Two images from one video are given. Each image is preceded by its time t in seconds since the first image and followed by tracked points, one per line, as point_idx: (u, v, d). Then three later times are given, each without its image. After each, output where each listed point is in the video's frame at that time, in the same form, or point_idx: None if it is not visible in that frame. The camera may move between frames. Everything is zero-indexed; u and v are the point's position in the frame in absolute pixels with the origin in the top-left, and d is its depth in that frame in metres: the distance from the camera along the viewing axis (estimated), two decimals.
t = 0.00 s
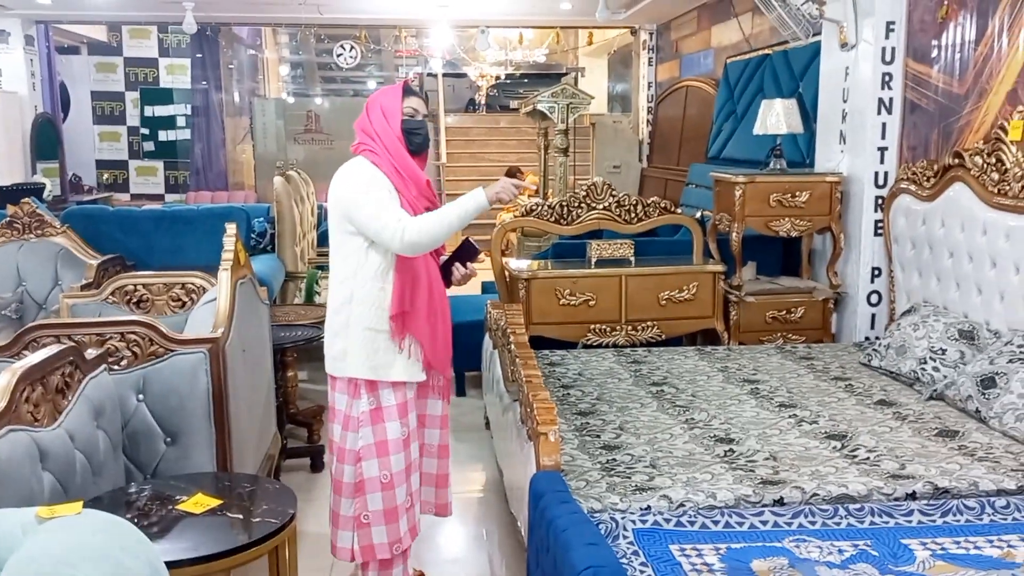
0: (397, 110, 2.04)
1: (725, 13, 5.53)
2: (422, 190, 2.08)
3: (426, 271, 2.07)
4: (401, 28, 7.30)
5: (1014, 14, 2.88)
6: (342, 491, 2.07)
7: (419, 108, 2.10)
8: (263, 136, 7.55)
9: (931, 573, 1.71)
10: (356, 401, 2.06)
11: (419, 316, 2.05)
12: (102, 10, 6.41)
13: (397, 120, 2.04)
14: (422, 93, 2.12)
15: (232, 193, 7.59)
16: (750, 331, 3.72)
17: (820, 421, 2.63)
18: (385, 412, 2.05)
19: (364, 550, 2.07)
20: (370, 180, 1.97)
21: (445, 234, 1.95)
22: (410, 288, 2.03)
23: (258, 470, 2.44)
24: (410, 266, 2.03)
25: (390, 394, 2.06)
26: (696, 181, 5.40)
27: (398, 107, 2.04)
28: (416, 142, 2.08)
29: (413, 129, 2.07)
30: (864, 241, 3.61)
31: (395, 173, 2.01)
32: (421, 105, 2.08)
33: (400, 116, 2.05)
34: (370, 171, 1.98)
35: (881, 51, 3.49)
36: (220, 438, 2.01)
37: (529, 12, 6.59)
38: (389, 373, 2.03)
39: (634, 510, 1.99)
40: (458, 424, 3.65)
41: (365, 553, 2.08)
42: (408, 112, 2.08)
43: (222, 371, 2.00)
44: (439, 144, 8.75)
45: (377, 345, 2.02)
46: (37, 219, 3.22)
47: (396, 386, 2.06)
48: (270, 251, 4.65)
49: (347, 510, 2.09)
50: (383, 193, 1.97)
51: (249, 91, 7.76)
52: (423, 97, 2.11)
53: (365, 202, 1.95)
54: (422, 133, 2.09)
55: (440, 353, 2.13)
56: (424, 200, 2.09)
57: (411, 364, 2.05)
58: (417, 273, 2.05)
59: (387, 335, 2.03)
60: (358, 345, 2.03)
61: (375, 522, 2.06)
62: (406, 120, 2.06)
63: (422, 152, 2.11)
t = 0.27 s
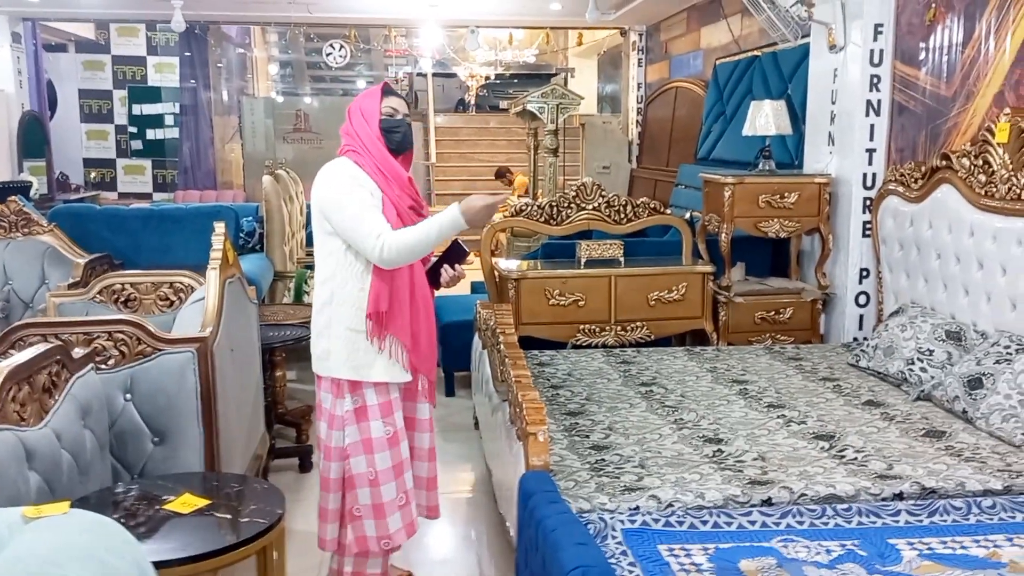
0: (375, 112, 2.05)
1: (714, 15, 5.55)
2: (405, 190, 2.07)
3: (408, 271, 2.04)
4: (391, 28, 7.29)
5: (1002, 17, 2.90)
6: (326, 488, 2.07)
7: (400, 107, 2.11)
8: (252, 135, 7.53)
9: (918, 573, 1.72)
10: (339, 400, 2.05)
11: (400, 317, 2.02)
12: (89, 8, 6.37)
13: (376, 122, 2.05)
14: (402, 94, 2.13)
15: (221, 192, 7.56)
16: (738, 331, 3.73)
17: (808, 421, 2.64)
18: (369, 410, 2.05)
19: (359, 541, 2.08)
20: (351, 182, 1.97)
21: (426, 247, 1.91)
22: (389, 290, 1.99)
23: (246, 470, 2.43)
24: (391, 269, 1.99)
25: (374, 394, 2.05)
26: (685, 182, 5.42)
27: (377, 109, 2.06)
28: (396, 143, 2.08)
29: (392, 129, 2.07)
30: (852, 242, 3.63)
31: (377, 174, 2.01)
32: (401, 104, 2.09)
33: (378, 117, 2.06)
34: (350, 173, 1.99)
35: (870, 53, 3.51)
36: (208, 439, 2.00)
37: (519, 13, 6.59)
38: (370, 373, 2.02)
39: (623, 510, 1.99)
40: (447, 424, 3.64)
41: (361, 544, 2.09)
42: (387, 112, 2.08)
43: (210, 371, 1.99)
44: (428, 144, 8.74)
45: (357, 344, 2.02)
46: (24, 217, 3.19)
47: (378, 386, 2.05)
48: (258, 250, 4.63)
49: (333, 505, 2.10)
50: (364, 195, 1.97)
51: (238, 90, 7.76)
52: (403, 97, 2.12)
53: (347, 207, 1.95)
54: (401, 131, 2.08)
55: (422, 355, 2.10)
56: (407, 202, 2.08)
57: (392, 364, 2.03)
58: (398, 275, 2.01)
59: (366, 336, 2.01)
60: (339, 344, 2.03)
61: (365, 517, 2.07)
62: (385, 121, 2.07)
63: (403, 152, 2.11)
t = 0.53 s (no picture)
0: (365, 114, 2.06)
1: (712, 17, 5.56)
2: (394, 190, 2.08)
3: (398, 271, 2.05)
4: (389, 29, 7.31)
5: (999, 20, 2.91)
6: (314, 485, 2.09)
7: (391, 108, 2.10)
8: (250, 135, 7.55)
9: None
10: (328, 400, 2.06)
11: (389, 317, 2.02)
12: (87, 9, 6.37)
13: (364, 123, 2.06)
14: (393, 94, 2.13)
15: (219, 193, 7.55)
16: (735, 333, 3.74)
17: (805, 424, 2.65)
18: (355, 410, 2.05)
19: (343, 540, 2.10)
20: (337, 183, 1.99)
21: (407, 245, 1.94)
22: (377, 290, 2.00)
23: (244, 472, 2.43)
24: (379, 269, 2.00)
25: (362, 394, 2.05)
26: (683, 184, 5.42)
27: (366, 109, 2.06)
28: (384, 145, 2.09)
29: (380, 131, 2.07)
30: (850, 244, 3.64)
31: (365, 174, 2.03)
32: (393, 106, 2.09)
33: (367, 117, 2.06)
34: (338, 174, 2.01)
35: (868, 55, 3.51)
36: (207, 441, 2.00)
37: (517, 14, 6.60)
38: (361, 372, 2.03)
39: (620, 512, 2.00)
40: (444, 425, 3.64)
41: (348, 542, 2.11)
42: (376, 115, 2.08)
43: (209, 372, 1.99)
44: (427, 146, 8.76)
45: (348, 345, 2.03)
46: (23, 218, 3.15)
47: (368, 386, 2.05)
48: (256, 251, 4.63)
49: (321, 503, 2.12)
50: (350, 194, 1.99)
51: (237, 91, 7.69)
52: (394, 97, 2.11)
53: (336, 209, 1.97)
54: (389, 132, 2.08)
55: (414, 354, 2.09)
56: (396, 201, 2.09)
57: (383, 365, 2.04)
58: (387, 275, 2.02)
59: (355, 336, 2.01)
60: (330, 345, 2.04)
61: (352, 515, 2.09)
62: (373, 122, 2.07)
63: (394, 152, 2.11)
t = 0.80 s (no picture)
0: (361, 117, 2.07)
1: (713, 19, 5.57)
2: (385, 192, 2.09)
3: (389, 271, 2.06)
4: (390, 31, 7.32)
5: (999, 23, 2.91)
6: (315, 489, 2.08)
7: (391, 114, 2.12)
8: (252, 136, 7.55)
9: None
10: (323, 402, 2.07)
11: (378, 318, 2.03)
12: (89, 10, 6.37)
13: (360, 126, 2.07)
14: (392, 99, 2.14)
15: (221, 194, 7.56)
16: (736, 335, 3.74)
17: (805, 425, 2.65)
18: (350, 412, 2.06)
19: (344, 545, 2.10)
20: (327, 182, 2.01)
21: (393, 238, 1.93)
22: (365, 291, 2.01)
23: (245, 473, 2.44)
24: (367, 269, 2.02)
25: (355, 394, 2.06)
26: (683, 186, 5.43)
27: (363, 113, 2.07)
28: (378, 149, 2.09)
29: (374, 135, 2.08)
30: (849, 246, 3.65)
31: (357, 176, 2.05)
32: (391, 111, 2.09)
33: (364, 121, 2.08)
34: (329, 175, 2.03)
35: (868, 57, 3.53)
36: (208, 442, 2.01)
37: (518, 16, 6.61)
38: (353, 373, 2.04)
39: (620, 513, 2.00)
40: (445, 426, 3.65)
41: (348, 547, 2.10)
42: (373, 122, 2.08)
43: (210, 373, 2.00)
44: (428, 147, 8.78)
45: (339, 345, 2.04)
46: (25, 220, 3.13)
47: (361, 386, 2.06)
48: (258, 252, 4.65)
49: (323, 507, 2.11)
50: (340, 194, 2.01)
51: (238, 92, 7.69)
52: (393, 103, 2.13)
53: (325, 206, 1.98)
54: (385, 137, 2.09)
55: (405, 356, 2.09)
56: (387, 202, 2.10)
57: (374, 365, 2.04)
58: (376, 276, 2.03)
59: (345, 337, 2.03)
60: (323, 346, 2.05)
61: (351, 520, 2.08)
62: (369, 126, 2.09)
63: (389, 157, 2.12)
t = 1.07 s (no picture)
0: (360, 121, 2.07)
1: (717, 20, 5.57)
2: (385, 195, 2.08)
3: (388, 272, 2.05)
4: (394, 32, 7.33)
5: (1004, 25, 2.91)
6: (318, 489, 2.11)
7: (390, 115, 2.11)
8: (255, 137, 7.52)
9: None
10: (324, 402, 2.08)
11: (375, 320, 2.03)
12: (94, 12, 6.39)
13: (358, 130, 2.07)
14: (394, 101, 2.13)
15: (225, 195, 7.58)
16: (741, 336, 3.74)
17: (811, 427, 2.65)
18: (348, 413, 2.06)
19: (343, 546, 2.10)
20: (325, 187, 2.03)
21: (383, 261, 1.92)
22: (363, 292, 2.01)
23: (252, 473, 2.45)
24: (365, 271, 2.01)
25: (354, 395, 2.06)
26: (688, 187, 5.43)
27: (361, 117, 2.07)
28: (375, 152, 2.08)
29: (371, 139, 2.07)
30: (855, 248, 3.65)
31: (356, 180, 2.05)
32: (391, 114, 2.09)
33: (362, 124, 2.07)
34: (328, 180, 2.04)
35: (873, 59, 3.53)
36: (216, 442, 2.02)
37: (522, 17, 6.62)
38: (351, 375, 2.04)
39: (626, 514, 2.01)
40: (450, 427, 3.65)
41: (347, 549, 2.11)
42: (371, 125, 2.09)
43: (218, 374, 2.01)
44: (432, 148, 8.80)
45: (336, 346, 2.04)
46: (32, 220, 3.17)
47: (360, 387, 2.06)
48: (263, 253, 4.66)
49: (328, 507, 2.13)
50: (335, 200, 2.02)
51: (243, 93, 7.69)
52: (394, 105, 2.12)
53: (320, 215, 2.00)
54: (384, 140, 2.08)
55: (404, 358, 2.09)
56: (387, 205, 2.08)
57: (372, 367, 2.04)
58: (374, 280, 2.02)
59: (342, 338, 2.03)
60: (322, 347, 2.05)
61: (348, 522, 2.08)
62: (367, 130, 2.08)
63: (388, 158, 2.11)
